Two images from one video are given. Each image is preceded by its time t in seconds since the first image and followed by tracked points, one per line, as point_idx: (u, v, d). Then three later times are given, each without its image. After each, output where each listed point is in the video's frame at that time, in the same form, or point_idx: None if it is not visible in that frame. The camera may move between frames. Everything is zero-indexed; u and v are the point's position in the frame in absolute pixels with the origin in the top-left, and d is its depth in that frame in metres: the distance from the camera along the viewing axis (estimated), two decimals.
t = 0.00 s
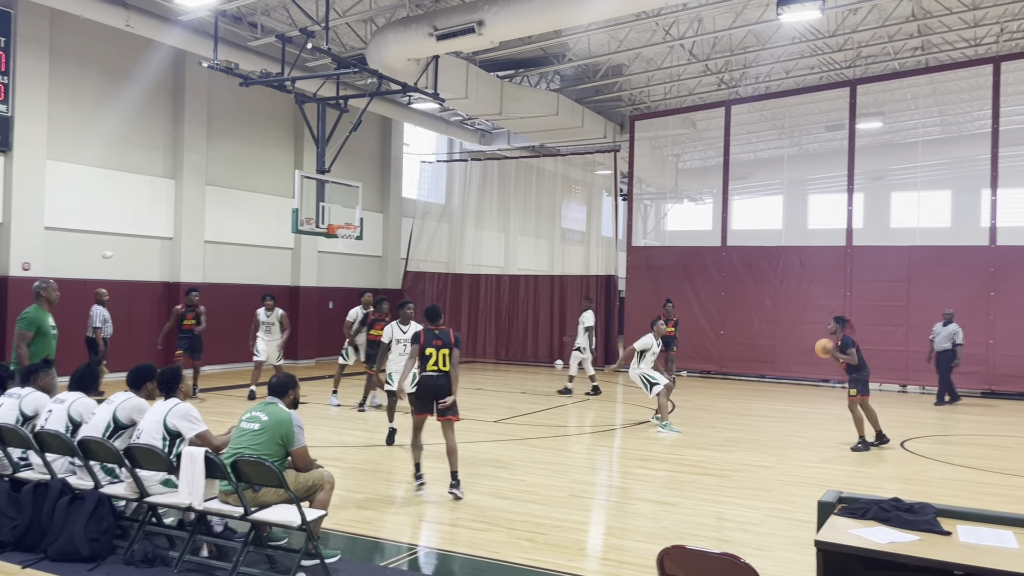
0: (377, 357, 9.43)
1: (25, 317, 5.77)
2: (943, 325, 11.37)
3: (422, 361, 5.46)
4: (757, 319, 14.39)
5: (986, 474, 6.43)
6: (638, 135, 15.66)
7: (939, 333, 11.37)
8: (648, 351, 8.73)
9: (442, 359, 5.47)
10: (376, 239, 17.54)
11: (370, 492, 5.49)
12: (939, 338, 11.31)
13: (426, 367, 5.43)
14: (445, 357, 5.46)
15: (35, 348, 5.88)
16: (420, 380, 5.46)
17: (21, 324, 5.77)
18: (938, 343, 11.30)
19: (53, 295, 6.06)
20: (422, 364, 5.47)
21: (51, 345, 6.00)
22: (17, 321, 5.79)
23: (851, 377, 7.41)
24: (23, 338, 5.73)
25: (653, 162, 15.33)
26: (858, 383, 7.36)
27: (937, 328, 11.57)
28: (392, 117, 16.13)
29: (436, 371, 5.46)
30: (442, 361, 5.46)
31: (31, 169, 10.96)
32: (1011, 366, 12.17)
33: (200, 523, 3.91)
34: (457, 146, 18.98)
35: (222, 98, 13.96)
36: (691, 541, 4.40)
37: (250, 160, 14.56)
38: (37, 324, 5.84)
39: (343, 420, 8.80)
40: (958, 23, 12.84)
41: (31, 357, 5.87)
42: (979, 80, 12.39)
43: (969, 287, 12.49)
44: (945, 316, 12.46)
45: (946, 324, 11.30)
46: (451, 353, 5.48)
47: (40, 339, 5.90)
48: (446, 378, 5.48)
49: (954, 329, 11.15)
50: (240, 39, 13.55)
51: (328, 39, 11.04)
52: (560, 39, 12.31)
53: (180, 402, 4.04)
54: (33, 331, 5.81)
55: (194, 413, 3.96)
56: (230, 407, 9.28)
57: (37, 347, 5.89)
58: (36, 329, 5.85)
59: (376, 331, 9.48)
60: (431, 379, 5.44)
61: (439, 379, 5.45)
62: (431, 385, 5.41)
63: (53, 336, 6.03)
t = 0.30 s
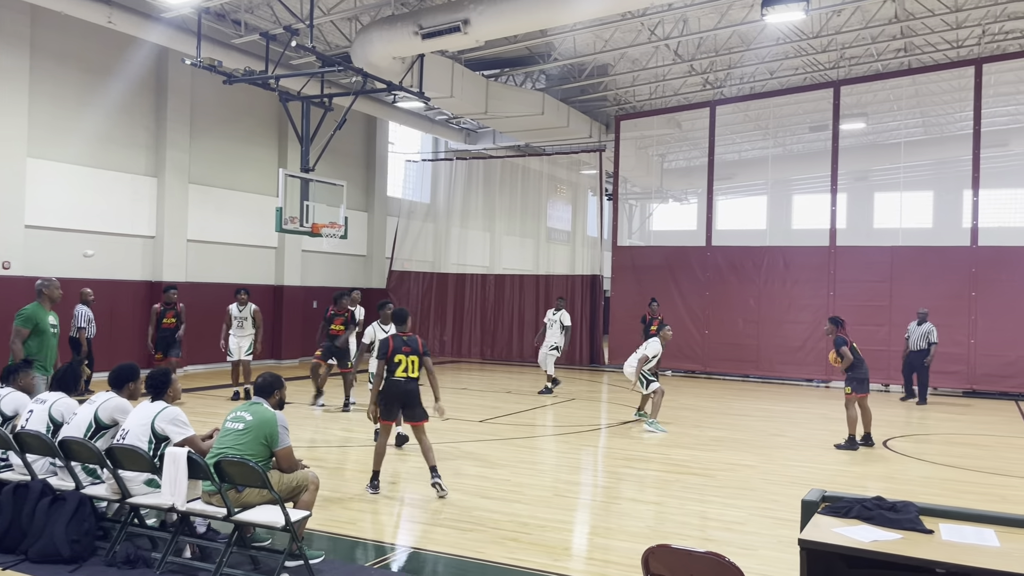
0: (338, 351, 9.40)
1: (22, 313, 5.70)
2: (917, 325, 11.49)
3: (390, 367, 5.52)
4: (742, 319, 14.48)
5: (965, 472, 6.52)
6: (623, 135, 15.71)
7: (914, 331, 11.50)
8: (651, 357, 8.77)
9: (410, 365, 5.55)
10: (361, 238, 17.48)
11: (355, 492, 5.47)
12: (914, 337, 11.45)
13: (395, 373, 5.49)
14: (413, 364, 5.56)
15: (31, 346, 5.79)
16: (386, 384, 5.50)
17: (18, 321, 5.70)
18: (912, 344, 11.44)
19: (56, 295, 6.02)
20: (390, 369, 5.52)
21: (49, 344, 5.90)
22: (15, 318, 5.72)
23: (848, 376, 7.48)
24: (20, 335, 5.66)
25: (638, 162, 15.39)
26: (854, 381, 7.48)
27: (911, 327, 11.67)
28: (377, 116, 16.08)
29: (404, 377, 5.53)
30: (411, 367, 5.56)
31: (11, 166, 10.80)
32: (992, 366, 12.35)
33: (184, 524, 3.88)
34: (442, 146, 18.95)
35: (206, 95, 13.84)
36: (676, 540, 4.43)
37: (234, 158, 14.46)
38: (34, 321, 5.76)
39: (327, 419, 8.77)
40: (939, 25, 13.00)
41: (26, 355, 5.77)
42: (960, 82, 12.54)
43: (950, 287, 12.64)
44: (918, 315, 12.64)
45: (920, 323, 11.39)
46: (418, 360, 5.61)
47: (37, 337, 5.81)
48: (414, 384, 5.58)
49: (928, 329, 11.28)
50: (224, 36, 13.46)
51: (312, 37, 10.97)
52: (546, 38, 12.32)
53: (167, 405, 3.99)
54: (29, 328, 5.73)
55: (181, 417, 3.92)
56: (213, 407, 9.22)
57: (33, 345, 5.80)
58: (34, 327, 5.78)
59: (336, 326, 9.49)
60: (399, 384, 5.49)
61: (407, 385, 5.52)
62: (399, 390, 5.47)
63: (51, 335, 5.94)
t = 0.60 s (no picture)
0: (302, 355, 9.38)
1: (24, 318, 5.61)
2: (895, 324, 11.64)
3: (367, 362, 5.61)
4: (732, 318, 14.54)
5: (954, 471, 6.57)
6: (614, 135, 15.74)
7: (892, 331, 11.63)
8: (636, 348, 8.77)
9: (385, 360, 5.60)
10: (351, 237, 17.43)
11: (346, 491, 5.46)
12: (894, 337, 11.59)
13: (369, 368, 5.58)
14: (389, 358, 5.60)
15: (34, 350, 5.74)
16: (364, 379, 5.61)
17: (20, 325, 5.61)
18: (892, 344, 11.58)
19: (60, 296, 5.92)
20: (367, 364, 5.61)
21: (51, 347, 5.85)
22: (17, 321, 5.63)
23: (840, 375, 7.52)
24: (22, 340, 5.58)
25: (629, 161, 15.42)
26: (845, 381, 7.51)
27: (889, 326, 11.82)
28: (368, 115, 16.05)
29: (380, 371, 5.61)
30: (385, 362, 5.61)
31: None
32: (980, 365, 12.46)
33: (174, 524, 3.86)
34: (433, 145, 18.92)
35: (195, 94, 13.77)
36: (667, 539, 4.44)
37: (224, 157, 14.40)
38: (36, 326, 5.68)
39: (318, 419, 8.75)
40: (927, 26, 13.09)
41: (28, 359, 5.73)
42: (949, 82, 12.63)
43: (939, 287, 12.74)
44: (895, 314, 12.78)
45: (899, 322, 11.56)
46: (395, 355, 5.62)
47: (39, 342, 5.75)
48: (391, 378, 5.65)
49: (908, 327, 11.46)
50: (214, 34, 13.40)
51: (303, 36, 10.92)
52: (538, 38, 12.33)
53: (158, 406, 3.97)
54: (31, 333, 5.65)
55: (172, 417, 3.90)
56: (203, 408, 9.17)
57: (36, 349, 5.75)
58: (36, 331, 5.69)
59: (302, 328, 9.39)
60: (375, 378, 5.59)
61: (383, 380, 5.61)
62: (375, 385, 5.58)
63: (54, 337, 5.88)
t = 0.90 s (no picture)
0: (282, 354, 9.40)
1: (25, 321, 5.56)
2: (882, 323, 11.73)
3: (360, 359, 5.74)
4: (726, 317, 14.58)
5: (947, 469, 6.60)
6: (609, 134, 15.74)
7: (880, 331, 11.72)
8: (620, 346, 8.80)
9: (373, 358, 5.67)
10: (345, 237, 17.41)
11: (341, 491, 5.45)
12: (883, 336, 11.66)
13: (358, 364, 5.71)
14: (376, 357, 5.67)
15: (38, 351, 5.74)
16: (355, 374, 5.77)
17: (22, 328, 5.58)
18: (882, 342, 11.63)
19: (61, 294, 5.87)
20: (359, 361, 5.74)
21: (55, 347, 5.84)
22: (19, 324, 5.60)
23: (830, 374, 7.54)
24: (26, 342, 5.57)
25: (623, 161, 15.43)
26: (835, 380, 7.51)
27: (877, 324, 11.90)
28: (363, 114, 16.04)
29: (367, 369, 5.70)
30: (372, 360, 5.68)
31: None
32: (973, 364, 12.52)
33: (168, 524, 3.85)
34: (428, 144, 18.90)
35: (189, 94, 13.72)
36: (662, 538, 4.45)
37: (219, 156, 14.36)
38: (39, 328, 5.66)
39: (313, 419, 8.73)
40: (921, 26, 13.14)
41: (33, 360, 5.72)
42: (943, 82, 12.68)
43: (932, 286, 12.79)
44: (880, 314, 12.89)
45: (885, 320, 11.65)
46: (383, 355, 5.65)
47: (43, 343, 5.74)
48: (378, 378, 5.70)
49: (896, 326, 11.56)
50: (208, 33, 13.37)
51: (297, 35, 10.89)
52: (532, 37, 12.33)
53: (152, 405, 3.96)
54: (35, 335, 5.64)
55: (166, 416, 3.88)
56: (198, 408, 9.15)
57: (41, 350, 5.75)
58: (38, 332, 5.67)
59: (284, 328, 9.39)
60: (361, 375, 5.71)
61: (369, 378, 5.69)
62: (360, 381, 5.69)
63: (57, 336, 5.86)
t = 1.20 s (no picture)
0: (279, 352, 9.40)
1: (30, 321, 5.49)
2: (878, 322, 11.80)
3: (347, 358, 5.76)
4: (723, 316, 14.59)
5: (944, 468, 6.61)
6: (606, 134, 15.73)
7: (875, 331, 11.81)
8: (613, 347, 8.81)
9: (358, 357, 5.68)
10: (342, 236, 17.39)
11: (339, 490, 5.44)
12: (877, 336, 11.76)
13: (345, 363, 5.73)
14: (361, 356, 5.67)
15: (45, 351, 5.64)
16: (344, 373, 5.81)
17: (27, 328, 5.51)
18: (876, 342, 11.75)
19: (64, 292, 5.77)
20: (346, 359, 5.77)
21: (62, 346, 5.73)
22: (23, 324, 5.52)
23: (822, 373, 7.53)
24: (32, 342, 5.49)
25: (620, 161, 15.43)
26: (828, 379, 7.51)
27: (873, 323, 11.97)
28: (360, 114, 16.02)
29: (354, 367, 5.72)
30: (359, 358, 5.68)
31: None
32: (970, 363, 12.56)
33: (166, 524, 3.84)
34: (424, 143, 18.87)
35: (186, 94, 13.70)
36: (660, 537, 4.46)
37: (216, 156, 14.33)
38: (43, 326, 5.57)
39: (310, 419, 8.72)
40: (917, 25, 13.17)
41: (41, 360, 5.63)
42: (939, 81, 12.72)
43: (929, 285, 12.82)
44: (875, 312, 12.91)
45: (881, 320, 11.72)
46: (367, 352, 5.65)
47: (49, 342, 5.64)
48: (364, 376, 5.70)
49: (891, 326, 11.63)
50: (205, 33, 13.37)
51: (294, 35, 10.88)
52: (530, 37, 12.32)
53: (150, 405, 3.95)
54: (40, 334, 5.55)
55: (165, 416, 3.87)
56: (196, 407, 9.13)
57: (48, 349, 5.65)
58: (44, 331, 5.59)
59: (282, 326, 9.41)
60: (348, 373, 5.73)
61: (355, 376, 5.70)
62: (347, 380, 5.71)
63: (63, 335, 5.77)
